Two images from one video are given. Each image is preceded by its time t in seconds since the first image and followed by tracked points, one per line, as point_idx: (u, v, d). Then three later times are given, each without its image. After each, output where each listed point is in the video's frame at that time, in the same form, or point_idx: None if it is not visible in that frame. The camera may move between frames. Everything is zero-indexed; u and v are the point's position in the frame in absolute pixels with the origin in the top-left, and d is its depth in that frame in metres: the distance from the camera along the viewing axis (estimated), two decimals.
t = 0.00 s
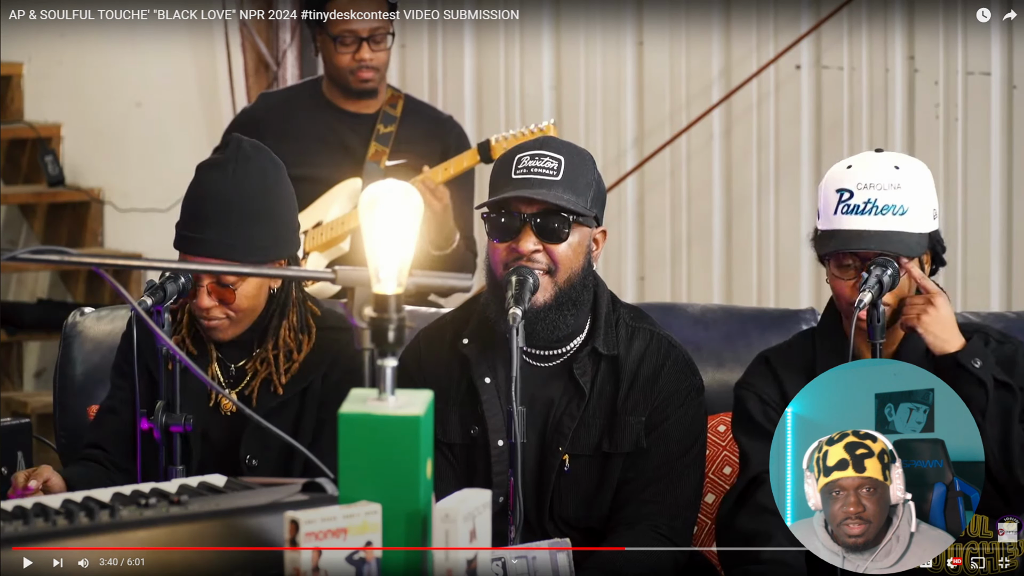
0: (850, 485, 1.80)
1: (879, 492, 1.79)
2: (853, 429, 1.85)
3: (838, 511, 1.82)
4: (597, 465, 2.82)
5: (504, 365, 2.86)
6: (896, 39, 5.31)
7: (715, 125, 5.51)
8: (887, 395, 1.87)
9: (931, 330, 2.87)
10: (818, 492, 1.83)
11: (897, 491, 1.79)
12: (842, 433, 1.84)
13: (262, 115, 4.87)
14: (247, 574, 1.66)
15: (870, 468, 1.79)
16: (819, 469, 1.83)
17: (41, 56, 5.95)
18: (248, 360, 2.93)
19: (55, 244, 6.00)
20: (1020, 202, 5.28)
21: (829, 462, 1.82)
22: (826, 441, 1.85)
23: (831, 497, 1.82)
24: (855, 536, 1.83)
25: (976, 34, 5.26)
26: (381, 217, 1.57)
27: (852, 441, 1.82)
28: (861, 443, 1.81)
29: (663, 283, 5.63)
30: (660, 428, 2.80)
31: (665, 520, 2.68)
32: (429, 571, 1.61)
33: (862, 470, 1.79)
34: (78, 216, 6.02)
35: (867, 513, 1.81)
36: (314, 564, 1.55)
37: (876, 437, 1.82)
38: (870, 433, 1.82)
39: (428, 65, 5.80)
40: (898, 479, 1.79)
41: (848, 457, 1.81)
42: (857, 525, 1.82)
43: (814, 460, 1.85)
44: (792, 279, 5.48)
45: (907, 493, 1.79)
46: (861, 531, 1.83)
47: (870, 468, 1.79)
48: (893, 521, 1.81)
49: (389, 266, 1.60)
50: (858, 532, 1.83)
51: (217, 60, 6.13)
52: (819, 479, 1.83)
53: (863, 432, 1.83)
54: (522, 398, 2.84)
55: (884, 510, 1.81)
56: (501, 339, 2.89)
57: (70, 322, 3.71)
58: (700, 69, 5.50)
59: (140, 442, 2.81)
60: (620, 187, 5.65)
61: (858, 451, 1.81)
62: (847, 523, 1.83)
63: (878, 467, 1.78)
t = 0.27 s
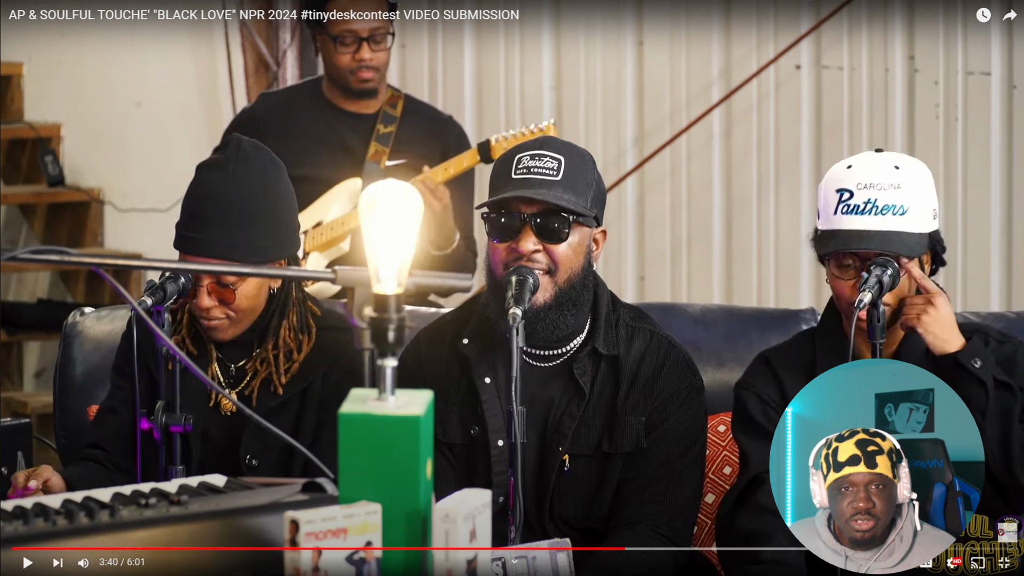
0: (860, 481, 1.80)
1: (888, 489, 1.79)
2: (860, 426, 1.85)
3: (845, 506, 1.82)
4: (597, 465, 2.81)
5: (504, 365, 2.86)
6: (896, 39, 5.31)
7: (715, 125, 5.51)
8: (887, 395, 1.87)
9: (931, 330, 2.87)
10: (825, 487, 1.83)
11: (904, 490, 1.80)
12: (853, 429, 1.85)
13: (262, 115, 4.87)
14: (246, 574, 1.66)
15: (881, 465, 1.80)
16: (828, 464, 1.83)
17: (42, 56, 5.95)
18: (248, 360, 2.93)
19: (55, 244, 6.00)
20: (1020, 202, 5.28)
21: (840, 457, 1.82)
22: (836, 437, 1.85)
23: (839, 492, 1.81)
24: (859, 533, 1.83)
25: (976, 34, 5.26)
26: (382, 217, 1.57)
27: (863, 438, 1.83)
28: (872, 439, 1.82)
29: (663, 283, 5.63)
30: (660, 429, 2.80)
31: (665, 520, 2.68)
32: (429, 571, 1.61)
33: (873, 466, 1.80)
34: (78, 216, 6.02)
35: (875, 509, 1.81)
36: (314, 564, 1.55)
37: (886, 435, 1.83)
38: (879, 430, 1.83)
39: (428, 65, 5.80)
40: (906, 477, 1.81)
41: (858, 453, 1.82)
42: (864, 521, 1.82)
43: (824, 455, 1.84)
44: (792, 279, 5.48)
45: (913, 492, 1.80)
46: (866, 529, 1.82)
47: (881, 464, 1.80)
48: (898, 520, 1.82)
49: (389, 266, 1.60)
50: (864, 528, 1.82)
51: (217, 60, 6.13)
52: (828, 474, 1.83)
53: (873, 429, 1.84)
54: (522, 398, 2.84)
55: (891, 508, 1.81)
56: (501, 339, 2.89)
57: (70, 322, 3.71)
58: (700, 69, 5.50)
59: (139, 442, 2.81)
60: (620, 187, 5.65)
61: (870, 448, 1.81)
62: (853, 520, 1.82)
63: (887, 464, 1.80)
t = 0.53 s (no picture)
0: (860, 480, 1.80)
1: (888, 489, 1.79)
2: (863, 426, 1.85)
3: (845, 505, 1.81)
4: (597, 465, 2.81)
5: (504, 365, 2.86)
6: (896, 39, 5.31)
7: (715, 125, 5.51)
8: (887, 395, 1.87)
9: (931, 330, 2.87)
10: (826, 486, 1.83)
11: (905, 490, 1.80)
12: (854, 429, 1.85)
13: (262, 115, 4.87)
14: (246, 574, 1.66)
15: (881, 464, 1.79)
16: (829, 463, 1.83)
17: (42, 56, 5.95)
18: (248, 360, 2.93)
19: (55, 244, 6.00)
20: (1020, 202, 5.28)
21: (841, 456, 1.82)
22: (838, 436, 1.85)
23: (839, 491, 1.81)
24: (860, 532, 1.83)
25: (976, 34, 5.26)
26: (382, 217, 1.57)
27: (864, 437, 1.82)
28: (873, 439, 1.82)
29: (663, 283, 5.63)
30: (660, 429, 2.80)
31: (665, 520, 2.68)
32: (429, 571, 1.61)
33: (873, 465, 1.79)
34: (78, 216, 6.02)
35: (875, 509, 1.81)
36: (314, 564, 1.55)
37: (888, 436, 1.83)
38: (881, 430, 1.83)
39: (428, 64, 5.80)
40: (907, 478, 1.81)
41: (859, 453, 1.82)
42: (863, 521, 1.82)
43: (825, 454, 1.84)
44: (792, 279, 5.48)
45: (914, 493, 1.80)
46: (866, 529, 1.82)
47: (881, 464, 1.79)
48: (898, 519, 1.81)
49: (389, 266, 1.60)
50: (863, 528, 1.82)
51: (217, 60, 6.13)
52: (829, 473, 1.83)
53: (875, 429, 1.83)
54: (522, 398, 2.84)
55: (891, 508, 1.81)
56: (501, 339, 2.89)
57: (70, 322, 3.71)
58: (700, 69, 5.50)
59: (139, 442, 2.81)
60: (620, 187, 5.65)
61: (871, 447, 1.81)
62: (853, 519, 1.82)
63: (888, 464, 1.80)
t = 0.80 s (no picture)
0: (861, 482, 1.80)
1: (889, 491, 1.79)
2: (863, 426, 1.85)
3: (847, 508, 1.81)
4: (597, 465, 2.81)
5: (504, 365, 2.86)
6: (896, 38, 5.31)
7: (715, 125, 5.51)
8: (887, 394, 1.87)
9: (931, 330, 2.87)
10: (826, 487, 1.83)
11: (906, 490, 1.80)
12: (854, 429, 1.85)
13: (262, 115, 4.87)
14: (246, 574, 1.66)
15: (883, 466, 1.80)
16: (830, 464, 1.83)
17: (42, 56, 5.95)
18: (248, 360, 2.93)
19: (55, 244, 6.01)
20: (1020, 202, 5.28)
21: (842, 458, 1.82)
22: (838, 437, 1.85)
23: (840, 493, 1.81)
24: (861, 533, 1.83)
25: (976, 34, 5.26)
26: (382, 217, 1.57)
27: (865, 439, 1.82)
28: (874, 441, 1.82)
29: (663, 283, 5.63)
30: (660, 429, 2.80)
31: (665, 520, 2.68)
32: (429, 570, 1.61)
33: (875, 467, 1.80)
34: (78, 216, 6.02)
35: (876, 511, 1.81)
36: (314, 564, 1.55)
37: (888, 436, 1.83)
38: (882, 431, 1.83)
39: (428, 64, 5.80)
40: (908, 479, 1.81)
41: (860, 454, 1.82)
42: (864, 522, 1.82)
43: (825, 455, 1.84)
44: (792, 279, 5.49)
45: (914, 493, 1.80)
46: (867, 529, 1.82)
47: (882, 466, 1.80)
48: (898, 520, 1.82)
49: (389, 266, 1.60)
50: (865, 529, 1.82)
51: (217, 60, 6.12)
52: (830, 474, 1.83)
53: (876, 429, 1.84)
54: (522, 398, 2.84)
55: (891, 508, 1.81)
56: (501, 339, 2.89)
57: (70, 322, 3.71)
58: (700, 69, 5.50)
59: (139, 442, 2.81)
60: (620, 187, 5.65)
61: (871, 449, 1.81)
62: (854, 520, 1.82)
63: (889, 467, 1.80)
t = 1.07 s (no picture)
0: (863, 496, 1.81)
1: (890, 503, 1.80)
2: (866, 432, 1.83)
3: (848, 519, 1.83)
4: (597, 465, 2.82)
5: (504, 365, 2.86)
6: (896, 38, 5.31)
7: (715, 125, 5.51)
8: (887, 394, 1.87)
9: (931, 330, 2.87)
10: (827, 496, 1.83)
11: (906, 497, 1.80)
12: (856, 437, 1.82)
13: (262, 115, 4.87)
14: (246, 574, 1.66)
15: (886, 482, 1.79)
16: (831, 475, 1.82)
17: (42, 56, 5.95)
18: (248, 360, 2.93)
19: (55, 245, 6.01)
20: (1020, 202, 5.28)
21: (844, 474, 1.81)
22: (838, 444, 1.83)
23: (842, 505, 1.82)
24: (862, 542, 1.84)
25: (976, 34, 5.26)
26: (382, 217, 1.57)
27: (869, 451, 1.80)
28: (878, 453, 1.80)
29: (663, 283, 5.63)
30: (660, 429, 2.80)
31: (665, 520, 2.68)
32: (429, 570, 1.61)
33: (877, 484, 1.79)
34: (78, 216, 6.02)
35: (877, 523, 1.82)
36: (314, 564, 1.55)
37: (892, 444, 1.81)
38: (885, 439, 1.81)
39: (428, 64, 5.80)
40: (909, 485, 1.80)
41: (864, 469, 1.80)
42: (866, 535, 1.83)
43: (826, 460, 1.83)
44: (792, 279, 5.49)
45: (915, 497, 1.80)
46: (869, 539, 1.83)
47: (885, 482, 1.79)
48: (899, 525, 1.82)
49: (389, 266, 1.60)
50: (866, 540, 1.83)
51: (217, 60, 6.12)
52: (830, 486, 1.82)
53: (879, 438, 1.81)
54: (522, 398, 2.84)
55: (892, 516, 1.81)
56: (501, 339, 2.89)
57: (70, 322, 3.71)
58: (700, 68, 5.50)
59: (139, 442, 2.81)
60: (620, 187, 5.65)
61: (875, 463, 1.80)
62: (855, 531, 1.84)
63: (892, 481, 1.79)
